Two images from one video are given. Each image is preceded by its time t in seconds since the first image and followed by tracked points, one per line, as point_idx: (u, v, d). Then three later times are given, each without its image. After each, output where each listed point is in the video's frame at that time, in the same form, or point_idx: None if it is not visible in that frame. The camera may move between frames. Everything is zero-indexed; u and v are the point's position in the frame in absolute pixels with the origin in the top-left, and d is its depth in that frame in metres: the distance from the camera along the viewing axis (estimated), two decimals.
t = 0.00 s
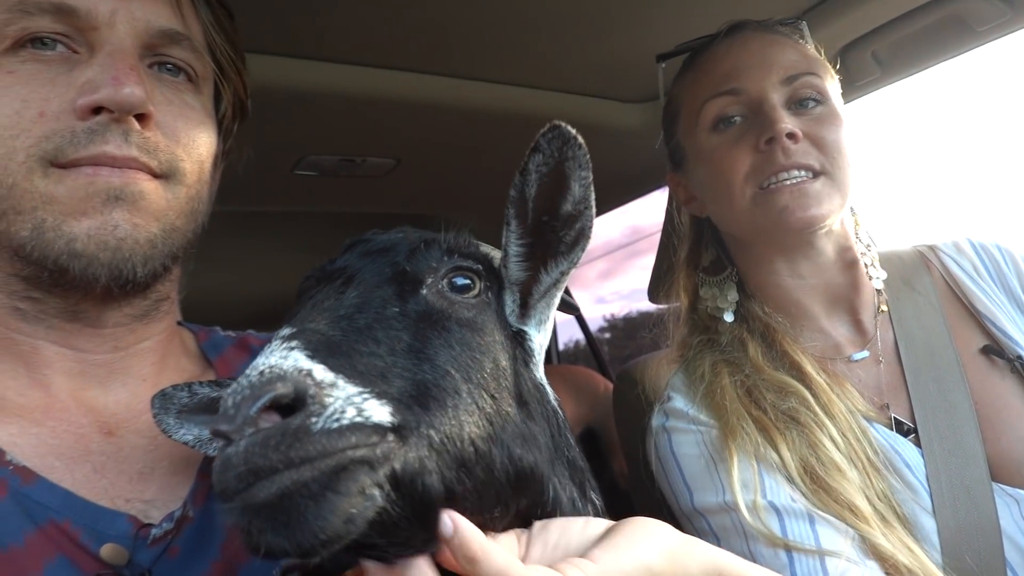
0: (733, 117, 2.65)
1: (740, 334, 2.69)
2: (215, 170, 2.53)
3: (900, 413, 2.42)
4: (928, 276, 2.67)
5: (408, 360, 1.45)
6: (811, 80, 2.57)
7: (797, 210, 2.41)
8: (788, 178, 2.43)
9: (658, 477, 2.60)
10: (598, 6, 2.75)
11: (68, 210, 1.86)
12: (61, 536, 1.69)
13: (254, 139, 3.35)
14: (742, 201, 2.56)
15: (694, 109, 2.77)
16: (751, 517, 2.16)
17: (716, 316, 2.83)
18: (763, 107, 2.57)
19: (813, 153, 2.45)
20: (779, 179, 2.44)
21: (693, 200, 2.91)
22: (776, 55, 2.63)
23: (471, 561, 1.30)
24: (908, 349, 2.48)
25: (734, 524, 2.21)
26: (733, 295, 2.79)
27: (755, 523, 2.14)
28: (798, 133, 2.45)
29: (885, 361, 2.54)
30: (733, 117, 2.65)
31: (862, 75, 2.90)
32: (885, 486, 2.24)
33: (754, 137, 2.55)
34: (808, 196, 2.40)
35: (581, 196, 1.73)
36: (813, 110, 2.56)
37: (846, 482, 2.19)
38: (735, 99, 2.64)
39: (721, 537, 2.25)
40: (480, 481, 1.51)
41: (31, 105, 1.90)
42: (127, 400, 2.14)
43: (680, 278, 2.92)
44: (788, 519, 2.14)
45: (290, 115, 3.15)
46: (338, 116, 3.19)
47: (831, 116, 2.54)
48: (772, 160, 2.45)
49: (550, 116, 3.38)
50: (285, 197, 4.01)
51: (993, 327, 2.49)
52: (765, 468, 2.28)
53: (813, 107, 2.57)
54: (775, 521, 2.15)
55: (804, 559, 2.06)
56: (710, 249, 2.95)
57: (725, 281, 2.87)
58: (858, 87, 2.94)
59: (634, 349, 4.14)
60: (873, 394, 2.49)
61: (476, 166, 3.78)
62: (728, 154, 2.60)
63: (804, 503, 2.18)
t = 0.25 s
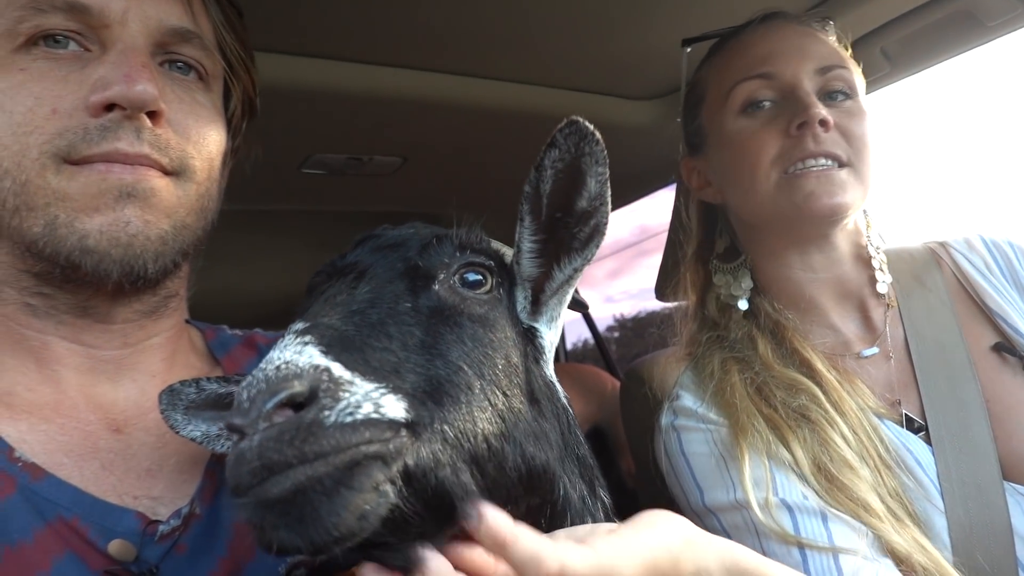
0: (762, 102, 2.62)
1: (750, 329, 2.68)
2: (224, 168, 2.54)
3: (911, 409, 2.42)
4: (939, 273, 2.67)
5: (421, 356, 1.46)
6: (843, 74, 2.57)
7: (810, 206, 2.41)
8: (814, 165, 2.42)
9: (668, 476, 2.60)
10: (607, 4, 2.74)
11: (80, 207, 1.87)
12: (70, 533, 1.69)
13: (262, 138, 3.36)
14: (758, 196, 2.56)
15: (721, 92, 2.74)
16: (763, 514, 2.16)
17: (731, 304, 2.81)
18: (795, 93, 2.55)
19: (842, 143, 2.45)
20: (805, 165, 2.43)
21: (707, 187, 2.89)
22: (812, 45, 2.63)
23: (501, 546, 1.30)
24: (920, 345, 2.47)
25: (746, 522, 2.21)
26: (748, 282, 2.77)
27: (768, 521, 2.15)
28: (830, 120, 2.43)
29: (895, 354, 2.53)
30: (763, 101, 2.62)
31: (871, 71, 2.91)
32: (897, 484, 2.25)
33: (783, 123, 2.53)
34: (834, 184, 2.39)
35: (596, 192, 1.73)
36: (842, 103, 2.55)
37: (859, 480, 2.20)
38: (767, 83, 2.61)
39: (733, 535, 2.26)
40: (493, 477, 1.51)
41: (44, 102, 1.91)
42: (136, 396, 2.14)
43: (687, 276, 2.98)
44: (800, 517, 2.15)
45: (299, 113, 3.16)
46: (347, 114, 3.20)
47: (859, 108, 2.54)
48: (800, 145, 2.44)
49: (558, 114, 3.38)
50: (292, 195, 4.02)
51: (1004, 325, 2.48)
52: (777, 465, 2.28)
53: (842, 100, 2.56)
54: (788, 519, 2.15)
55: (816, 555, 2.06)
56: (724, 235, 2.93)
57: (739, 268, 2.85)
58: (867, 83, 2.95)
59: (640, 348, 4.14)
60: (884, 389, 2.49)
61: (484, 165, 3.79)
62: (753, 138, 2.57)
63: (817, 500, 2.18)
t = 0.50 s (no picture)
0: (795, 88, 2.61)
1: (766, 320, 2.64)
2: (237, 161, 2.55)
3: (924, 401, 2.43)
4: (956, 268, 2.67)
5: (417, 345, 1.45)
6: (878, 65, 2.58)
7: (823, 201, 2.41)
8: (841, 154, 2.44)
9: (676, 459, 2.61)
10: None
11: (98, 201, 1.88)
12: (86, 525, 1.71)
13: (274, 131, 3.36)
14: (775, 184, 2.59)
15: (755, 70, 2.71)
16: (766, 494, 2.17)
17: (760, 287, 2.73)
18: (830, 79, 2.55)
19: (872, 135, 2.46)
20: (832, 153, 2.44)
21: (730, 171, 2.88)
22: (848, 35, 2.63)
23: (473, 462, 1.31)
24: (933, 338, 2.48)
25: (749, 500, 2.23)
26: (776, 266, 2.70)
27: (771, 499, 2.15)
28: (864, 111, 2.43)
29: (908, 347, 2.54)
30: (796, 85, 2.61)
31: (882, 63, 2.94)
32: (906, 474, 2.24)
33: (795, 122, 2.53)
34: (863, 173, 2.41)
35: (599, 184, 1.72)
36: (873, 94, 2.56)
37: (868, 467, 2.20)
38: (801, 68, 2.60)
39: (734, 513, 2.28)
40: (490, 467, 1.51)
41: (62, 96, 1.92)
42: (150, 389, 2.15)
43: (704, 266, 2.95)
44: (801, 496, 2.15)
45: (311, 107, 3.16)
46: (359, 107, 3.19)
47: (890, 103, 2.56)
48: (832, 132, 2.44)
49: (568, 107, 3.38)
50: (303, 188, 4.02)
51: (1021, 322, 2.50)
52: (784, 446, 2.28)
53: (873, 91, 2.57)
54: (788, 497, 2.16)
55: (815, 535, 2.08)
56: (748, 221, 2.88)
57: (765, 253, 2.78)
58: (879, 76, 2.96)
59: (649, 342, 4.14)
60: (898, 381, 2.50)
61: (495, 158, 3.78)
62: (783, 123, 2.57)
63: (818, 479, 2.18)
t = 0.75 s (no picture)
0: (810, 87, 2.59)
1: (776, 319, 2.63)
2: (241, 161, 2.54)
3: (933, 403, 2.41)
4: (965, 270, 2.67)
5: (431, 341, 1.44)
6: (894, 67, 2.56)
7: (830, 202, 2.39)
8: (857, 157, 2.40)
9: (688, 467, 2.59)
10: None
11: (102, 202, 1.88)
12: (91, 527, 1.70)
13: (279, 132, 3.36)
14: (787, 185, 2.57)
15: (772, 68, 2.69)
16: (787, 511, 2.15)
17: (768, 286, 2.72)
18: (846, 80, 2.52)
19: (887, 138, 2.43)
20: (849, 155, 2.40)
21: (741, 169, 2.87)
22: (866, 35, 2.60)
23: (541, 516, 1.30)
24: (943, 340, 2.48)
25: (769, 514, 2.22)
26: (784, 265, 2.68)
27: (794, 514, 2.13)
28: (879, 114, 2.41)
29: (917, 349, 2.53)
30: (811, 85, 2.59)
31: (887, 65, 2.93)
32: (918, 476, 2.23)
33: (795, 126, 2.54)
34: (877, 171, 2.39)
35: (614, 187, 1.70)
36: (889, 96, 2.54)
37: (882, 476, 2.19)
38: (818, 67, 2.58)
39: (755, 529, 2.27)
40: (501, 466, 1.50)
41: (66, 97, 1.92)
42: (154, 390, 2.15)
43: (713, 263, 2.95)
44: (823, 511, 2.14)
45: (315, 107, 3.16)
46: (363, 107, 3.18)
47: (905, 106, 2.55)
48: (849, 136, 2.40)
49: (572, 107, 3.37)
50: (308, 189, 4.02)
51: None
52: (800, 456, 2.26)
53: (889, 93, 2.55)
54: (810, 512, 2.15)
55: (841, 555, 2.05)
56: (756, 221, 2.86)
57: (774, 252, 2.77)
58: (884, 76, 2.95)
59: (655, 342, 4.13)
60: (908, 382, 2.48)
61: (499, 158, 3.77)
62: (798, 124, 2.55)
63: (841, 496, 2.16)
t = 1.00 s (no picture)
0: (826, 85, 2.56)
1: (785, 314, 2.61)
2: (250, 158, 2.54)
3: (944, 401, 2.40)
4: (977, 268, 2.65)
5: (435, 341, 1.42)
6: (913, 66, 2.53)
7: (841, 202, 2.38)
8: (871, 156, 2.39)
9: (692, 461, 2.57)
10: None
11: (112, 199, 1.88)
12: (98, 525, 1.70)
13: (287, 129, 3.35)
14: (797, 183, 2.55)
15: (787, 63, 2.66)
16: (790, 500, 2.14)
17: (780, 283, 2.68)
18: (862, 80, 2.50)
19: (902, 138, 2.42)
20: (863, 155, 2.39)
21: (753, 164, 2.84)
22: (883, 34, 2.57)
23: (510, 482, 1.32)
24: (955, 339, 2.46)
25: (770, 505, 2.20)
26: (797, 263, 2.65)
27: (794, 502, 2.13)
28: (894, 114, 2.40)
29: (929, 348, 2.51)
30: (827, 84, 2.55)
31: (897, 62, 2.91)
32: (927, 473, 2.22)
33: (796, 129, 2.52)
34: (890, 169, 2.38)
35: (632, 186, 1.71)
36: (907, 95, 2.51)
37: (888, 470, 2.19)
38: (834, 66, 2.55)
39: (756, 521, 2.25)
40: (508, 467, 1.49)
41: (75, 95, 1.92)
42: (162, 388, 2.14)
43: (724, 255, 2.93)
44: (825, 501, 2.12)
45: (323, 105, 3.15)
46: (372, 104, 3.18)
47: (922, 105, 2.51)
48: (862, 136, 2.39)
49: (581, 104, 3.36)
50: (316, 186, 4.02)
51: None
52: (806, 448, 2.25)
53: (907, 91, 2.52)
54: (811, 502, 2.13)
55: (839, 542, 2.05)
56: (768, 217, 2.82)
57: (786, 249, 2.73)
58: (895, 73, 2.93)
59: (662, 340, 4.12)
60: (919, 381, 2.46)
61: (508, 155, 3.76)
62: (812, 123, 2.52)
63: (842, 487, 2.15)
